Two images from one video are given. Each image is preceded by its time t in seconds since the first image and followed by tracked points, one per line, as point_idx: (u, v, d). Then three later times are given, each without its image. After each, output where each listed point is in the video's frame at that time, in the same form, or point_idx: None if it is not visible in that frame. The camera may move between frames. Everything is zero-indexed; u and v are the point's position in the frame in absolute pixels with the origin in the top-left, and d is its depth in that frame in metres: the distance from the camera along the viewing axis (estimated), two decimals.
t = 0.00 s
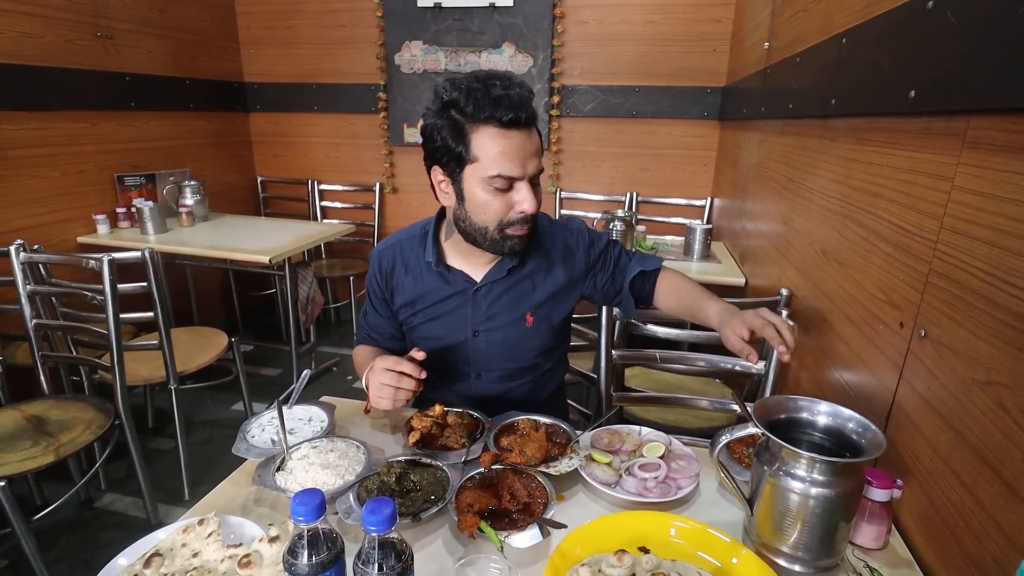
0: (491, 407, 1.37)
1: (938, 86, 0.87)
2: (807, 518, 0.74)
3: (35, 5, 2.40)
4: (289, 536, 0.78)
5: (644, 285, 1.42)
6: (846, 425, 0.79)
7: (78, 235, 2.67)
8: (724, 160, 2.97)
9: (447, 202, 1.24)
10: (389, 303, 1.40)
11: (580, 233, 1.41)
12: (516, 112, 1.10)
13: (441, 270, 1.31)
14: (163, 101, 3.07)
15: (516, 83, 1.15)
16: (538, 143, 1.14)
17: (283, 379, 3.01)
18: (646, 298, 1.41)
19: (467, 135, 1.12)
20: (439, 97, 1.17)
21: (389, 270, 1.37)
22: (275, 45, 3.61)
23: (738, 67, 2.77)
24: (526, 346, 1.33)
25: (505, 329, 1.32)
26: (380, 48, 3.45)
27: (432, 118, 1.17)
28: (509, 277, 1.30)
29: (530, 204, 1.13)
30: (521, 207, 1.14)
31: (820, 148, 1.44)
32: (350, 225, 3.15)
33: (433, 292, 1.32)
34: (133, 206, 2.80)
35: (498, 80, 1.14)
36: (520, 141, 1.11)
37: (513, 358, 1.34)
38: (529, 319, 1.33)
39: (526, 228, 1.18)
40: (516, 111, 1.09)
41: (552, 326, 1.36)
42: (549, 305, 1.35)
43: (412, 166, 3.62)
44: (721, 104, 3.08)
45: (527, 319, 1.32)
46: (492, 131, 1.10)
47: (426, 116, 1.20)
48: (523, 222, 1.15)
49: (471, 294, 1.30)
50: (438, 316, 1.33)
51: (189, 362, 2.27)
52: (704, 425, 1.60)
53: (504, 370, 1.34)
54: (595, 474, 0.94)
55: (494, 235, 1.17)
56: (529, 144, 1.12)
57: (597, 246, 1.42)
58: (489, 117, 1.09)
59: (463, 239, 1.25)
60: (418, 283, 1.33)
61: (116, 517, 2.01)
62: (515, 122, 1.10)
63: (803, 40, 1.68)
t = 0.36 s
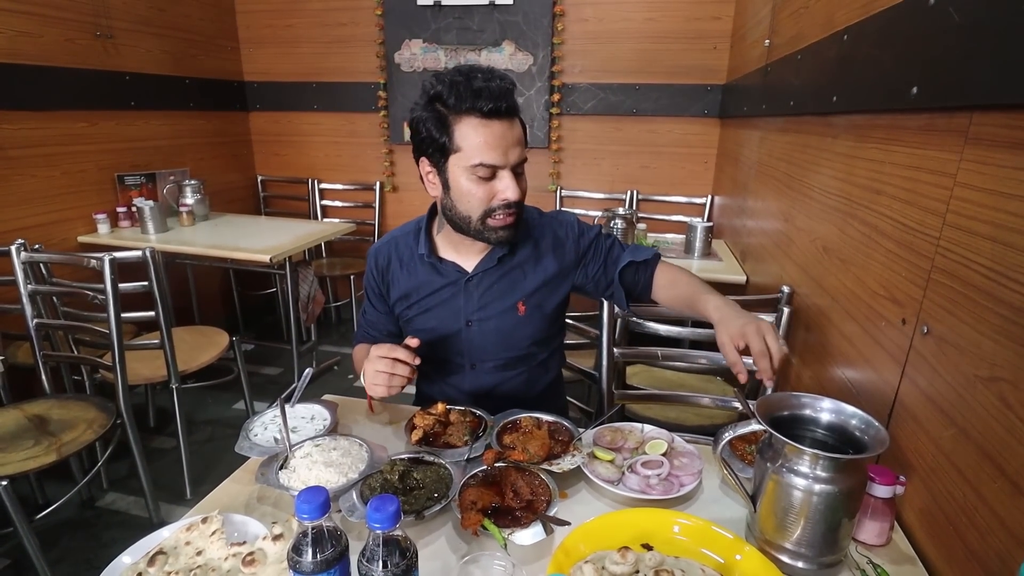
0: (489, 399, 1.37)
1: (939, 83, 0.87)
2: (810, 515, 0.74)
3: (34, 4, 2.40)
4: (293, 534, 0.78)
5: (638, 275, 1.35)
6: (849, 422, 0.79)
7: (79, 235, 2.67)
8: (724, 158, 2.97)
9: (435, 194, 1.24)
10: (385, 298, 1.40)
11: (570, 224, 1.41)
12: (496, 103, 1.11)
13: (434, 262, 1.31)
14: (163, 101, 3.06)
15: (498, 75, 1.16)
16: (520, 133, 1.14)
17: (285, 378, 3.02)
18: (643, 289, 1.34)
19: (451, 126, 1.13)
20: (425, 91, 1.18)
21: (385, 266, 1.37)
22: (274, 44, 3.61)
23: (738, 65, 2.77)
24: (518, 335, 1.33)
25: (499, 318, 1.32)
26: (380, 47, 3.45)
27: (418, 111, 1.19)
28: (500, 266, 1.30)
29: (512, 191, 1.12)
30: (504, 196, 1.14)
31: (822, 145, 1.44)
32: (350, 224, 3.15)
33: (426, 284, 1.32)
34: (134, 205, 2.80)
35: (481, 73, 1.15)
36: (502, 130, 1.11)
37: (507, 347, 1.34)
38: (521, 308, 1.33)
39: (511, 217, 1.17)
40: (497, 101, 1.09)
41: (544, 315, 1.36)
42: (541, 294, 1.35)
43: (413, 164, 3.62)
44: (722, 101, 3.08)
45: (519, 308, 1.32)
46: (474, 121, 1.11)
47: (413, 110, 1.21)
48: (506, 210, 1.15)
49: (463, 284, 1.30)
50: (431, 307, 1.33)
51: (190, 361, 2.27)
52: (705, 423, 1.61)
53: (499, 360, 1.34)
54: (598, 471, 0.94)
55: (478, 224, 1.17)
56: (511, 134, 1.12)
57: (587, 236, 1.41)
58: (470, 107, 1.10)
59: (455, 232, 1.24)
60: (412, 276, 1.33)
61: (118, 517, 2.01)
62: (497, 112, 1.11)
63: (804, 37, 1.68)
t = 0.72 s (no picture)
0: (492, 402, 1.36)
1: (943, 82, 0.87)
2: (816, 515, 0.74)
3: (36, 5, 2.40)
4: (298, 535, 0.78)
5: (649, 287, 1.36)
6: (854, 422, 0.79)
7: (81, 235, 2.67)
8: (726, 158, 2.97)
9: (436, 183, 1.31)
10: (393, 295, 1.40)
11: (582, 232, 1.41)
12: (478, 91, 1.12)
13: (441, 263, 1.31)
14: (164, 101, 3.06)
15: (501, 68, 1.18)
16: (503, 124, 1.13)
17: (286, 379, 3.02)
18: (654, 301, 1.36)
19: (438, 112, 1.18)
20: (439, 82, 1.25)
21: (394, 263, 1.38)
22: (275, 44, 3.61)
23: (739, 65, 2.77)
24: (522, 341, 1.33)
25: (502, 324, 1.32)
26: (380, 47, 3.45)
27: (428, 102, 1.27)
28: (506, 271, 1.30)
29: (477, 181, 1.13)
30: (474, 186, 1.15)
31: (824, 144, 1.44)
32: (351, 224, 3.15)
33: (433, 284, 1.32)
34: (135, 206, 2.80)
35: (485, 65, 1.17)
36: (481, 119, 1.12)
37: (509, 353, 1.33)
38: (526, 315, 1.32)
39: (483, 209, 1.16)
40: (476, 89, 1.11)
41: (550, 323, 1.35)
42: (547, 301, 1.34)
43: (413, 165, 3.62)
44: (723, 101, 3.08)
45: (524, 314, 1.32)
46: (455, 109, 1.14)
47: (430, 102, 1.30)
48: (474, 201, 1.15)
49: (469, 287, 1.30)
50: (436, 308, 1.33)
51: (192, 361, 2.27)
52: (708, 423, 1.60)
53: (502, 365, 1.34)
54: (602, 472, 0.94)
55: (450, 211, 1.19)
56: (491, 124, 1.12)
57: (599, 245, 1.41)
58: (453, 93, 1.14)
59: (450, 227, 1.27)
60: (419, 274, 1.34)
61: (121, 517, 2.01)
62: (479, 101, 1.12)
63: (806, 37, 1.68)
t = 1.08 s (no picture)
0: (500, 408, 1.37)
1: (951, 82, 0.86)
2: (822, 517, 0.73)
3: (40, 5, 2.40)
4: (304, 535, 0.78)
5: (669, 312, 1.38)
6: (862, 424, 0.78)
7: (83, 235, 2.67)
8: (729, 157, 2.97)
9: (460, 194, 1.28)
10: (406, 297, 1.39)
11: (610, 249, 1.39)
12: (517, 108, 1.07)
13: (462, 272, 1.30)
14: (167, 101, 3.06)
15: (538, 79, 1.13)
16: (541, 144, 1.09)
17: (289, 378, 3.02)
18: (671, 325, 1.38)
19: (472, 123, 1.13)
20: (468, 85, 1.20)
21: (409, 265, 1.37)
22: (278, 44, 3.61)
23: (742, 65, 2.77)
24: (539, 358, 1.33)
25: (521, 340, 1.32)
26: (382, 47, 3.45)
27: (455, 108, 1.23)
28: (530, 288, 1.30)
29: (512, 207, 1.10)
30: (508, 209, 1.12)
31: (829, 144, 1.43)
32: (354, 224, 3.14)
33: (452, 292, 1.32)
34: (138, 206, 2.81)
35: (521, 75, 1.13)
36: (517, 138, 1.08)
37: (525, 368, 1.33)
38: (546, 332, 1.32)
39: (514, 233, 1.14)
40: (514, 105, 1.07)
41: (568, 340, 1.35)
42: (568, 320, 1.34)
43: (415, 164, 3.62)
44: (725, 100, 3.08)
45: (544, 332, 1.32)
46: (490, 124, 1.10)
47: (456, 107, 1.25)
48: (507, 225, 1.13)
49: (489, 300, 1.29)
50: (453, 317, 1.33)
51: (195, 361, 2.28)
52: (712, 423, 1.60)
53: (515, 380, 1.34)
54: (607, 472, 0.94)
55: (481, 231, 1.17)
56: (529, 144, 1.08)
57: (625, 264, 1.40)
58: (488, 107, 1.09)
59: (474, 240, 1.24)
60: (437, 280, 1.33)
61: (124, 516, 2.01)
62: (517, 118, 1.08)
63: (810, 36, 1.68)
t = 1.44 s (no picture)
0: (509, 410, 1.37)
1: (957, 80, 0.86)
2: (828, 517, 0.73)
3: (42, 4, 2.40)
4: (306, 535, 0.78)
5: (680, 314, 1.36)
6: (868, 424, 0.78)
7: (85, 233, 2.67)
8: (731, 156, 2.96)
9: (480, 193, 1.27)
10: (415, 300, 1.38)
11: (624, 250, 1.39)
12: (546, 103, 1.07)
13: (480, 275, 1.29)
14: (168, 99, 3.06)
15: (564, 75, 1.13)
16: (571, 140, 1.09)
17: (290, 377, 3.02)
18: (682, 327, 1.36)
19: (497, 122, 1.13)
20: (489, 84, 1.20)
21: (421, 267, 1.35)
22: (280, 43, 3.61)
23: (745, 63, 2.76)
24: (557, 361, 1.33)
25: (539, 343, 1.31)
26: (384, 46, 3.44)
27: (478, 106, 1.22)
28: (550, 292, 1.29)
29: (542, 205, 1.10)
30: (538, 208, 1.11)
31: (834, 143, 1.43)
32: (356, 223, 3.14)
33: (469, 296, 1.31)
34: (140, 204, 2.81)
35: (545, 71, 1.13)
36: (546, 135, 1.08)
37: (542, 371, 1.33)
38: (565, 335, 1.32)
39: (543, 231, 1.14)
40: (544, 102, 1.07)
41: (586, 343, 1.35)
42: (585, 323, 1.34)
43: (417, 163, 3.62)
44: (728, 99, 3.07)
45: (562, 335, 1.32)
46: (519, 122, 1.09)
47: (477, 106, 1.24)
48: (536, 224, 1.13)
49: (508, 303, 1.29)
50: (469, 321, 1.33)
51: (196, 359, 2.28)
52: (715, 423, 1.60)
53: (533, 383, 1.34)
54: (610, 472, 0.94)
55: (508, 232, 1.16)
56: (559, 140, 1.08)
57: (641, 266, 1.40)
58: (516, 104, 1.09)
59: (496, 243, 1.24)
60: (452, 283, 1.32)
61: (126, 514, 2.02)
62: (547, 114, 1.08)
63: (814, 34, 1.67)
